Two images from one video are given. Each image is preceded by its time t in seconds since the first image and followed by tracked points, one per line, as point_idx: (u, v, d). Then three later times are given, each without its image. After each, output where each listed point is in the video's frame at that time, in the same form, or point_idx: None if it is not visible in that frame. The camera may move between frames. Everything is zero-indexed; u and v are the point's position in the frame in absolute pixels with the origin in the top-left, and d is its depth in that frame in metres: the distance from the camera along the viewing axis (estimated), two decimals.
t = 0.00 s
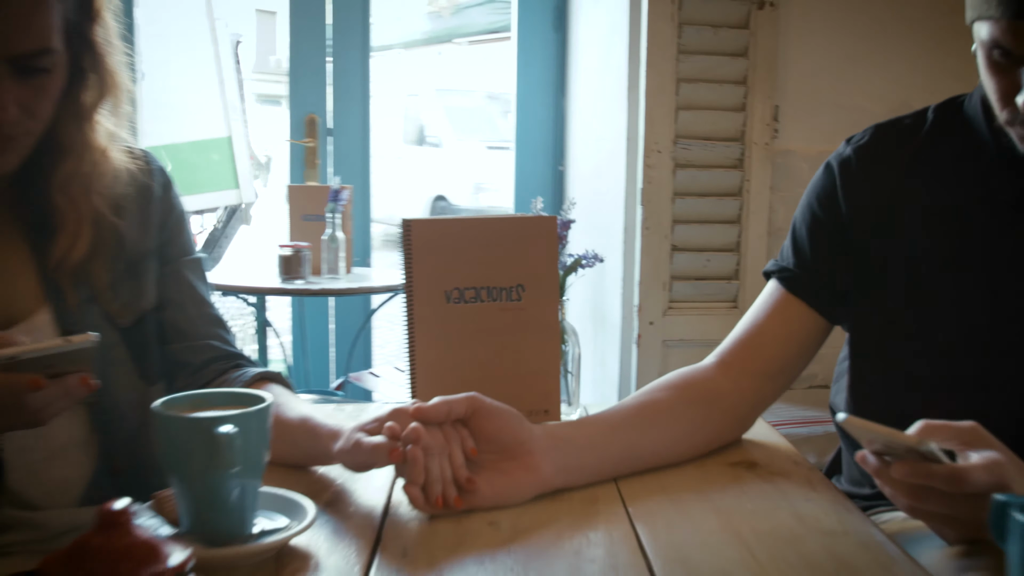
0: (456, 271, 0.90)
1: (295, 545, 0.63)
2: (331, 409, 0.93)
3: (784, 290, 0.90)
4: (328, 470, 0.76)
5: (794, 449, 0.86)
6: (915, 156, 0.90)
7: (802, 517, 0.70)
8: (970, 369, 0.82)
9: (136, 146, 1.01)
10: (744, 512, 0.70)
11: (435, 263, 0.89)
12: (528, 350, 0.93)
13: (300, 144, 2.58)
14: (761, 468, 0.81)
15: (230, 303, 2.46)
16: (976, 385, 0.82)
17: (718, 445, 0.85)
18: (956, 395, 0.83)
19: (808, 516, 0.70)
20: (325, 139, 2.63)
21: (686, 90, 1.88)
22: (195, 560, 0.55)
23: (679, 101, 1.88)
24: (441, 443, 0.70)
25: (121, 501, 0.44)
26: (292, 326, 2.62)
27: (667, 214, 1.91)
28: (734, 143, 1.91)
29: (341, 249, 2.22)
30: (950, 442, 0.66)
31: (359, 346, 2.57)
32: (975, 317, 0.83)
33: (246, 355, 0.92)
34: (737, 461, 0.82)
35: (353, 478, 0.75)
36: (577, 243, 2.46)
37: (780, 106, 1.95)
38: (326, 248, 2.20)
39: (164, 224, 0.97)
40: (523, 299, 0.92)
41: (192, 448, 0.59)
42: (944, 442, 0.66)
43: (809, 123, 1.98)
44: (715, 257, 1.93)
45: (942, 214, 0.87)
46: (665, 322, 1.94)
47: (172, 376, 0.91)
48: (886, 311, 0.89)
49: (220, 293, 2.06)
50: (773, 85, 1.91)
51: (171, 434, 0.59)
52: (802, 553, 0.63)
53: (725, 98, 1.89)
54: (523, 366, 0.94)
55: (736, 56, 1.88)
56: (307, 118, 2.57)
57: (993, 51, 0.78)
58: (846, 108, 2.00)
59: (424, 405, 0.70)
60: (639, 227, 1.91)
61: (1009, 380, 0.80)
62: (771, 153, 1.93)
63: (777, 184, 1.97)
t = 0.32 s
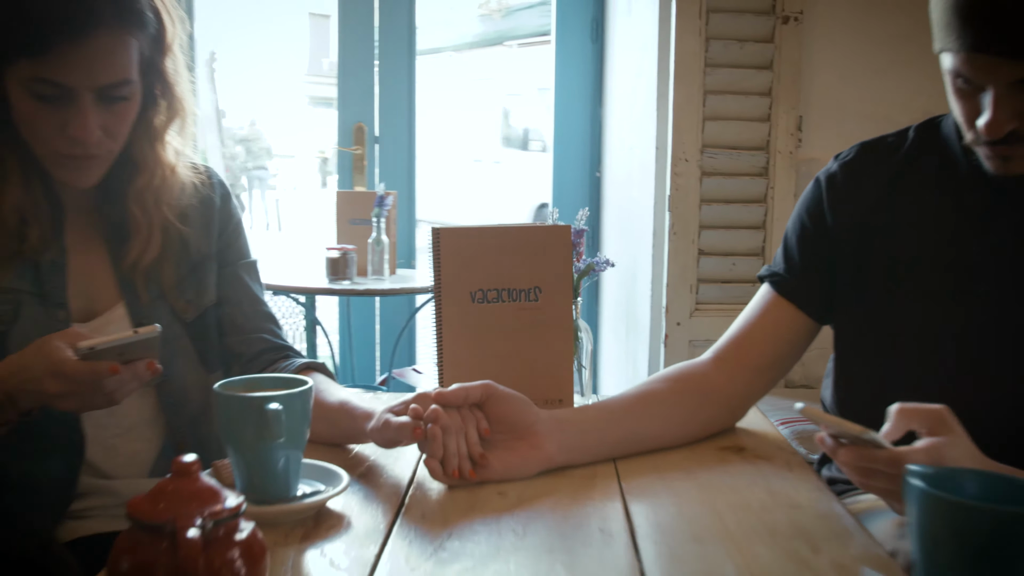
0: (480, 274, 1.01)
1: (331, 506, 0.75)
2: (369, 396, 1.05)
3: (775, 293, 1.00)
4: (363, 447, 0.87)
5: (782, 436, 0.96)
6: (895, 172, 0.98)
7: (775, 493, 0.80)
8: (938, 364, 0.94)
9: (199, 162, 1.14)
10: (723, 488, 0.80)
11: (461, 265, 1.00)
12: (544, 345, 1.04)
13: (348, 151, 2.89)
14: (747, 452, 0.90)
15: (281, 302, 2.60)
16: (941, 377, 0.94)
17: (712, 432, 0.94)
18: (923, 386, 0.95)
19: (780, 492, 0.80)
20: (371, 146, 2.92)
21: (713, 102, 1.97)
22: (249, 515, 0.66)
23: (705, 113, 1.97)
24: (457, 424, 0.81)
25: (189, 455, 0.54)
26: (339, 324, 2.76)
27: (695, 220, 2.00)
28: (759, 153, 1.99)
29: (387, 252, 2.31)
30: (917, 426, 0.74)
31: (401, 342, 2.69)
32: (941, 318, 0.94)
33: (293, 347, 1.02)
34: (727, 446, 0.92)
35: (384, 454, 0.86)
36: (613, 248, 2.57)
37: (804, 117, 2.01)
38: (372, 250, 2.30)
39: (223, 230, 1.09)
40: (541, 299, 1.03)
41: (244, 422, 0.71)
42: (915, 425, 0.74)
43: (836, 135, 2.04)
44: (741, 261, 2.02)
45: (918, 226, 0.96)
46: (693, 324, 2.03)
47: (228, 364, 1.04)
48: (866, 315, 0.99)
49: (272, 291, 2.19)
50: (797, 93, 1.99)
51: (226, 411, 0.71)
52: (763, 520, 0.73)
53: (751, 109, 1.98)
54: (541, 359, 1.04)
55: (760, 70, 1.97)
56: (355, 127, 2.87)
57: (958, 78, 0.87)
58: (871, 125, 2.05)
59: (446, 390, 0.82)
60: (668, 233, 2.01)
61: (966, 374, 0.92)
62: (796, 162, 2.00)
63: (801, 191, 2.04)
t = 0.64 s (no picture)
0: (488, 275, 1.11)
1: (344, 477, 0.86)
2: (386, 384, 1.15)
3: (755, 294, 1.09)
4: (375, 430, 0.97)
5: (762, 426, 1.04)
6: (868, 182, 1.07)
7: (741, 474, 0.89)
8: (903, 361, 1.02)
9: (237, 172, 1.26)
10: (695, 469, 0.89)
11: (469, 266, 1.10)
12: (545, 339, 1.14)
13: (385, 157, 3.21)
14: (725, 438, 0.99)
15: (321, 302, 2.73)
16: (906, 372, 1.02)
17: (695, 420, 1.03)
18: (890, 381, 1.03)
19: (746, 473, 0.89)
20: (408, 151, 3.23)
21: (730, 110, 2.05)
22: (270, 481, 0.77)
23: (723, 120, 2.05)
24: (457, 407, 0.91)
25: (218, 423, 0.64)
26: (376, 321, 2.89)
27: (712, 224, 2.08)
28: (775, 158, 2.07)
29: (419, 254, 2.42)
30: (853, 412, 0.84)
31: (434, 339, 2.81)
32: (907, 319, 1.03)
33: (319, 340, 1.13)
34: (708, 433, 1.01)
35: (393, 435, 0.96)
36: (638, 251, 2.66)
37: (818, 125, 2.07)
38: (405, 252, 2.41)
39: (257, 233, 1.20)
40: (543, 298, 1.13)
41: (267, 400, 0.82)
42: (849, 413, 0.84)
43: (850, 140, 2.10)
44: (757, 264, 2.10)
45: (887, 232, 1.05)
46: (709, 322, 2.13)
47: (261, 355, 1.16)
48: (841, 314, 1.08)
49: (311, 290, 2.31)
50: (813, 99, 2.07)
51: (252, 390, 0.82)
52: (723, 494, 0.82)
53: (768, 116, 2.05)
54: (543, 353, 1.14)
55: (777, 79, 2.05)
56: (394, 134, 3.20)
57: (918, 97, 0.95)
58: (886, 130, 2.12)
59: (448, 377, 0.93)
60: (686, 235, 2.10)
61: (929, 370, 1.01)
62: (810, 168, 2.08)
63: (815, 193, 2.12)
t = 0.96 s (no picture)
0: (504, 272, 1.20)
1: (364, 454, 0.95)
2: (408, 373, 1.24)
3: (753, 291, 1.17)
4: (396, 413, 1.06)
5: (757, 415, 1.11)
6: (859, 187, 1.14)
7: (729, 456, 0.96)
8: (891, 354, 1.10)
9: (275, 175, 1.36)
10: (686, 452, 0.97)
11: (487, 264, 1.19)
12: (559, 332, 1.22)
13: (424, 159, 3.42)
14: (720, 425, 1.07)
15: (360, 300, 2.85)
16: (894, 366, 1.09)
17: (693, 408, 1.10)
18: (880, 375, 1.11)
19: (733, 455, 0.96)
20: (446, 154, 3.44)
21: (753, 115, 2.12)
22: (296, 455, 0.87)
23: (746, 125, 2.12)
24: (469, 391, 1.00)
25: (247, 400, 0.75)
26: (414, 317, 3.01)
27: (734, 225, 2.16)
28: (796, 162, 2.13)
29: (453, 253, 2.52)
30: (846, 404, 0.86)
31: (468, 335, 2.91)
32: (896, 317, 1.10)
33: (348, 332, 1.22)
34: (705, 420, 1.08)
35: (412, 418, 1.05)
36: (667, 251, 2.73)
37: (840, 128, 2.12)
38: (440, 252, 2.51)
39: (294, 231, 1.30)
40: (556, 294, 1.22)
41: (295, 382, 0.92)
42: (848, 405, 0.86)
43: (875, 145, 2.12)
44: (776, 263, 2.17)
45: (876, 233, 1.12)
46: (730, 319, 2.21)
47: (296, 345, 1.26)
48: (836, 312, 1.15)
49: (350, 287, 2.43)
50: (833, 103, 2.12)
51: (282, 374, 0.92)
52: (708, 474, 0.90)
53: (789, 121, 2.12)
54: (557, 345, 1.23)
55: (798, 84, 2.11)
56: (431, 138, 3.41)
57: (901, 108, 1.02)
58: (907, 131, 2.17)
59: (460, 365, 1.02)
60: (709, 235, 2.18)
61: (916, 364, 1.08)
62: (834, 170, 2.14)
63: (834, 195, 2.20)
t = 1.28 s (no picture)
0: (511, 267, 1.27)
1: (374, 433, 1.03)
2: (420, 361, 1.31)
3: (745, 286, 1.24)
4: (405, 397, 1.14)
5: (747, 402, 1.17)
6: (846, 186, 1.21)
7: (713, 438, 1.03)
8: (875, 345, 1.16)
9: (297, 177, 1.44)
10: (674, 434, 1.03)
11: (493, 259, 1.26)
12: (561, 323, 1.29)
13: (448, 160, 3.57)
14: (709, 411, 1.13)
15: (386, 298, 2.94)
16: (875, 357, 1.16)
17: (685, 395, 1.17)
18: (863, 365, 1.17)
19: (717, 438, 1.03)
20: (468, 155, 3.57)
21: (764, 117, 2.18)
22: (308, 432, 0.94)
23: (757, 126, 2.19)
24: (472, 376, 1.07)
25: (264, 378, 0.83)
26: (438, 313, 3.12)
27: (746, 225, 2.24)
28: (807, 164, 2.19)
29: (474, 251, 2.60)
30: (811, 385, 0.94)
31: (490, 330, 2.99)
32: (878, 311, 1.16)
33: (364, 323, 1.30)
34: (696, 407, 1.14)
35: (420, 402, 1.13)
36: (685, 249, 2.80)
37: (851, 130, 2.16)
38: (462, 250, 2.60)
39: (314, 229, 1.39)
40: (559, 288, 1.29)
41: (310, 365, 1.00)
42: (809, 386, 0.94)
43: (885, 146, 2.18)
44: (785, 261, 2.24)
45: (861, 230, 1.18)
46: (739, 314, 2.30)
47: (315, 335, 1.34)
48: (822, 306, 1.21)
49: (375, 283, 2.53)
50: (842, 106, 2.17)
51: (299, 358, 1.01)
52: (691, 453, 0.97)
53: (800, 123, 2.17)
54: (561, 336, 1.29)
55: (809, 87, 2.16)
56: (454, 139, 3.55)
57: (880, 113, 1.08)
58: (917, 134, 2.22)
59: (465, 352, 1.10)
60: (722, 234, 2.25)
61: (897, 355, 1.14)
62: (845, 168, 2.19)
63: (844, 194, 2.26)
